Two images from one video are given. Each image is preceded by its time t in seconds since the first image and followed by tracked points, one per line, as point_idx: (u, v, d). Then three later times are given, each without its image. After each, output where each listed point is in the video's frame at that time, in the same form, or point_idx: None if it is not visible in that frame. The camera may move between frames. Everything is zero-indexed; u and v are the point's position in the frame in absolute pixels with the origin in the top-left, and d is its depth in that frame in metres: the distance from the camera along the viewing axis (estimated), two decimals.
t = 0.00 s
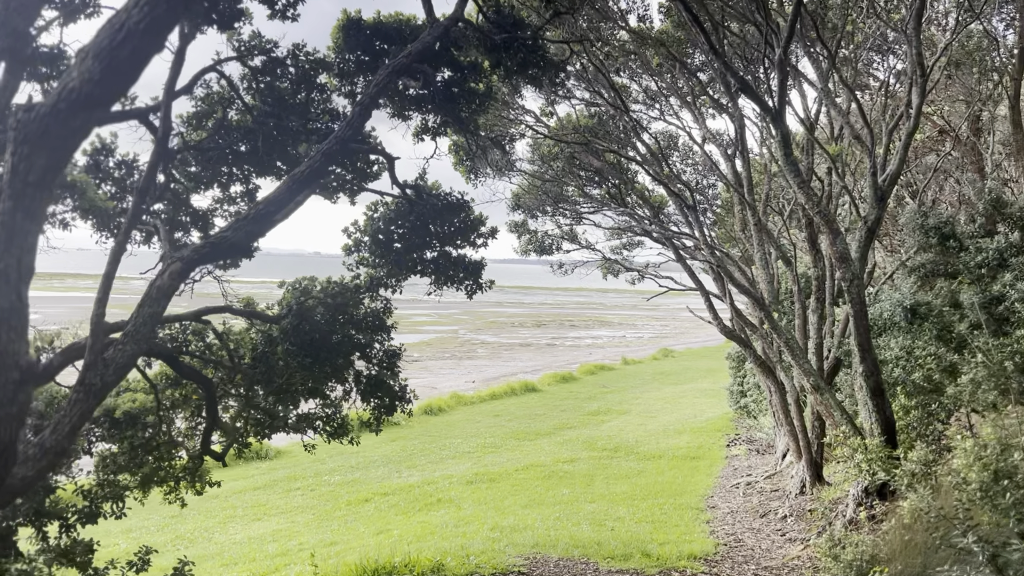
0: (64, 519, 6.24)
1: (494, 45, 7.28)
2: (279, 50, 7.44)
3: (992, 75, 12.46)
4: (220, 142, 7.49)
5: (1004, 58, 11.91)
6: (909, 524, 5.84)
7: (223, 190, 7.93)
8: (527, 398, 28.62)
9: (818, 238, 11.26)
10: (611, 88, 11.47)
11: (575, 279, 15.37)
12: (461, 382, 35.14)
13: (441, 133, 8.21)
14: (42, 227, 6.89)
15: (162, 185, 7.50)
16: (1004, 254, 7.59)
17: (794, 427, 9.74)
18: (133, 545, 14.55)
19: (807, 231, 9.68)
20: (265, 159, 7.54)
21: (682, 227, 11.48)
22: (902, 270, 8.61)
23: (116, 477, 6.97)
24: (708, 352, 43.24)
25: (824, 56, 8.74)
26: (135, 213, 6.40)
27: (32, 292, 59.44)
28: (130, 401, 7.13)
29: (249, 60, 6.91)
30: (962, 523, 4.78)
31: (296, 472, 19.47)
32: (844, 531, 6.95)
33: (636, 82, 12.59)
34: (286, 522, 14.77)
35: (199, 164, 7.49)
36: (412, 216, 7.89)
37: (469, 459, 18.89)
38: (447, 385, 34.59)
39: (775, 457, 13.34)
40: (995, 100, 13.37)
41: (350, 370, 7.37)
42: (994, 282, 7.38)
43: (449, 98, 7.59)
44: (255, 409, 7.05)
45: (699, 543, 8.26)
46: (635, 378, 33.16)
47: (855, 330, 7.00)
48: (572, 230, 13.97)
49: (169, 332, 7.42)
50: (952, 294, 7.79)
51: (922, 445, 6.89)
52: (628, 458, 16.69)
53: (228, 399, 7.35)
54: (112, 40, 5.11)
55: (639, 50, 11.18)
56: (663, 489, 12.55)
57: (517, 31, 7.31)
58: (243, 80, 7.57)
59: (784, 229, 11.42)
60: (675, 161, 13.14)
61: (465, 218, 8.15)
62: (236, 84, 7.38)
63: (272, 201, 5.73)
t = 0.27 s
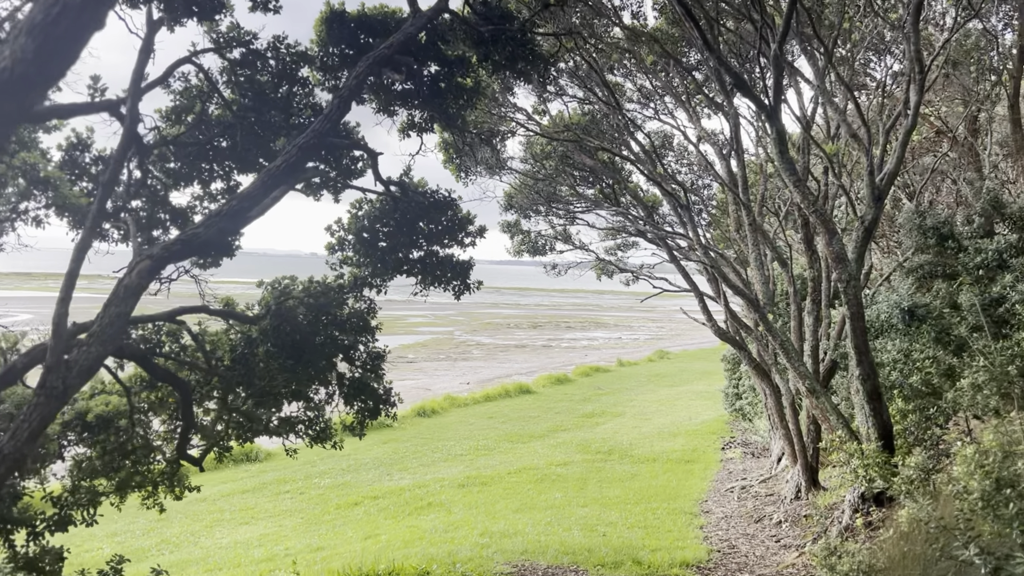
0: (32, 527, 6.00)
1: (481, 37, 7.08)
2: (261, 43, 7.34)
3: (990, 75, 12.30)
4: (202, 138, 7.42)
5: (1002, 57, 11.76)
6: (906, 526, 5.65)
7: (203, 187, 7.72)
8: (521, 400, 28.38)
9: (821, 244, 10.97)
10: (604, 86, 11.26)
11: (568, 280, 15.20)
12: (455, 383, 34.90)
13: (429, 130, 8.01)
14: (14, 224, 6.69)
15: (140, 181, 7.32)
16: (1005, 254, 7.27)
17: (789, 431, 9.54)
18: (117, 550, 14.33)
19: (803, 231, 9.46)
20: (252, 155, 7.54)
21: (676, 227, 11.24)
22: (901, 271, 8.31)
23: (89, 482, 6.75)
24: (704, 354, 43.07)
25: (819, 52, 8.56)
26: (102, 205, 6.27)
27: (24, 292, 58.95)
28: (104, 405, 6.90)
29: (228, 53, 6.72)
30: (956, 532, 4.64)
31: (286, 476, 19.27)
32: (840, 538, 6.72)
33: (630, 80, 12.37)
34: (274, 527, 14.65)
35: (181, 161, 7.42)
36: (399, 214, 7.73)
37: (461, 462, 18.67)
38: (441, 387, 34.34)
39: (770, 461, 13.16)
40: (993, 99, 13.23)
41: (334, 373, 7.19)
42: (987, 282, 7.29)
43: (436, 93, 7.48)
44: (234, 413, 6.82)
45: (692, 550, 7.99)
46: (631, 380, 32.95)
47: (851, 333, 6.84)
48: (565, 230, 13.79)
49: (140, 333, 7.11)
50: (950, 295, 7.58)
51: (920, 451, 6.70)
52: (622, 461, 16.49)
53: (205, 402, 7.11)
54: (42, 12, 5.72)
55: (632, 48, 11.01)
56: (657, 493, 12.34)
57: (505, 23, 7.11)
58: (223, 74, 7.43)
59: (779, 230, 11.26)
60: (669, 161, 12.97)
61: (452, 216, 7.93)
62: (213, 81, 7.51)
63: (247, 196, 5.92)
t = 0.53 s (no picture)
0: (4, 531, 5.78)
1: (471, 27, 6.88)
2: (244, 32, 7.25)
3: (988, 72, 12.17)
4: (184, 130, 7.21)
5: (1000, 54, 11.64)
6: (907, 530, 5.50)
7: (186, 182, 7.52)
8: (516, 400, 28.19)
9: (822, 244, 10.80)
10: (599, 81, 11.06)
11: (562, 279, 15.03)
12: (449, 383, 34.68)
13: (418, 123, 7.81)
14: None
15: (121, 175, 7.13)
16: (1008, 251, 7.11)
17: (786, 432, 9.38)
18: (103, 553, 14.09)
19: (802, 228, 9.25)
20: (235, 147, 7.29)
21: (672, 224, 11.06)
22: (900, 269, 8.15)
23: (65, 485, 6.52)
24: (700, 354, 42.96)
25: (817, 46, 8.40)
26: (72, 197, 6.12)
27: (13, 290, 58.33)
28: (81, 406, 6.69)
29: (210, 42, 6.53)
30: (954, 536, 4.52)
31: (276, 477, 19.08)
32: (838, 542, 6.55)
33: (625, 77, 12.18)
34: (262, 529, 14.45)
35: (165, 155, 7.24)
36: (388, 210, 7.55)
37: (454, 463, 18.47)
38: (435, 387, 34.11)
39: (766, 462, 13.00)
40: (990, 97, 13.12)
41: (319, 371, 7.00)
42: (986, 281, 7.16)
43: (426, 85, 7.27)
44: (215, 413, 6.61)
45: (687, 553, 7.78)
46: (626, 380, 32.79)
47: (850, 332, 6.67)
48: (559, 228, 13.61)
49: (116, 330, 6.87)
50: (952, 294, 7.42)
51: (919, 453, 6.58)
52: (617, 461, 16.32)
53: (187, 403, 6.90)
54: None
55: (627, 43, 10.83)
56: (651, 494, 12.17)
57: (496, 13, 6.91)
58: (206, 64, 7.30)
59: (775, 228, 11.11)
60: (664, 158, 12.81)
61: (442, 211, 7.73)
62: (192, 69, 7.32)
63: (225, 187, 5.92)
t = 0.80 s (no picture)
0: None
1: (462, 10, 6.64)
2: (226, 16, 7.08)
3: (987, 66, 12.01)
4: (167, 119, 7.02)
5: (1000, 47, 11.48)
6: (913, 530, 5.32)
7: (168, 173, 7.30)
8: (510, 399, 27.98)
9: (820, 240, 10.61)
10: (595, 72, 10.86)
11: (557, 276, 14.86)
12: (444, 382, 34.44)
13: (408, 112, 7.58)
14: None
15: (100, 164, 6.91)
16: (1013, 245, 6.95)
17: (784, 430, 9.19)
18: (89, 554, 13.81)
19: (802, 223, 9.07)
20: (221, 136, 7.15)
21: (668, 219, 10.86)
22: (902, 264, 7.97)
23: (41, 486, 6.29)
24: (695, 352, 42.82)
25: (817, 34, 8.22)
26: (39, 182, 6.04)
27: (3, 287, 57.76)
28: (58, 403, 6.46)
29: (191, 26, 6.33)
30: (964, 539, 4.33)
31: (267, 476, 18.88)
32: (839, 542, 6.37)
33: (621, 71, 11.99)
34: (251, 529, 14.22)
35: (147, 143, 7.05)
36: (377, 202, 7.32)
37: (448, 462, 18.24)
38: (429, 385, 33.88)
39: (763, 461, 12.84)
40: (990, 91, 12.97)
41: (306, 368, 6.79)
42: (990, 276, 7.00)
43: (416, 73, 7.04)
44: (197, 412, 6.38)
45: (684, 555, 7.58)
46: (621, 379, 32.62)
47: (852, 327, 6.48)
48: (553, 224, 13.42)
49: (93, 325, 6.63)
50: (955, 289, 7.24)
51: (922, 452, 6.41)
52: (612, 460, 16.14)
53: (168, 401, 6.66)
54: None
55: (623, 34, 10.63)
56: (647, 494, 11.98)
57: None
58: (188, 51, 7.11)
59: (773, 223, 10.94)
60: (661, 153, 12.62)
61: (433, 204, 7.50)
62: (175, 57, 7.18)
63: (203, 174, 5.81)
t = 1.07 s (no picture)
0: None
1: None
2: None
3: (985, 59, 11.90)
4: (146, 108, 6.74)
5: (998, 39, 11.37)
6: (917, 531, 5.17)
7: (149, 165, 7.04)
8: (503, 396, 27.81)
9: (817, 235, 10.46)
10: (590, 64, 10.64)
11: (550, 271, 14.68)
12: (437, 379, 34.26)
13: (397, 102, 7.35)
14: None
15: (76, 155, 6.67)
16: (1017, 238, 6.79)
17: (782, 428, 9.04)
18: (74, 556, 13.52)
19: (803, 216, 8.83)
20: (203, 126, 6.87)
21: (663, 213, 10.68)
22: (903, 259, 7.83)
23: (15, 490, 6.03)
24: (688, 349, 42.83)
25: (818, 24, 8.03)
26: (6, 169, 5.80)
27: None
28: (32, 402, 6.22)
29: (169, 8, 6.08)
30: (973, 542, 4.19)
31: (257, 475, 18.63)
32: (840, 543, 6.22)
33: (615, 64, 11.80)
34: (240, 530, 13.97)
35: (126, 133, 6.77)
36: (366, 194, 7.11)
37: (441, 460, 18.05)
38: (422, 382, 33.67)
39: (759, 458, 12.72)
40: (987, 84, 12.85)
41: (293, 366, 6.60)
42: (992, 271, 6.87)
43: (406, 61, 6.81)
44: (178, 411, 6.14)
45: (682, 555, 7.41)
46: (615, 375, 32.54)
47: (854, 322, 6.32)
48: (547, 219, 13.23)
49: (69, 322, 6.36)
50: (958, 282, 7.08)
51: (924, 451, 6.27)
52: (607, 458, 16.00)
53: (148, 401, 6.43)
54: None
55: (619, 24, 10.43)
56: (642, 492, 11.83)
57: None
58: (168, 38, 6.88)
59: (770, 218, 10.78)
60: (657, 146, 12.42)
61: (424, 196, 7.28)
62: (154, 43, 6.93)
63: (179, 161, 5.55)
